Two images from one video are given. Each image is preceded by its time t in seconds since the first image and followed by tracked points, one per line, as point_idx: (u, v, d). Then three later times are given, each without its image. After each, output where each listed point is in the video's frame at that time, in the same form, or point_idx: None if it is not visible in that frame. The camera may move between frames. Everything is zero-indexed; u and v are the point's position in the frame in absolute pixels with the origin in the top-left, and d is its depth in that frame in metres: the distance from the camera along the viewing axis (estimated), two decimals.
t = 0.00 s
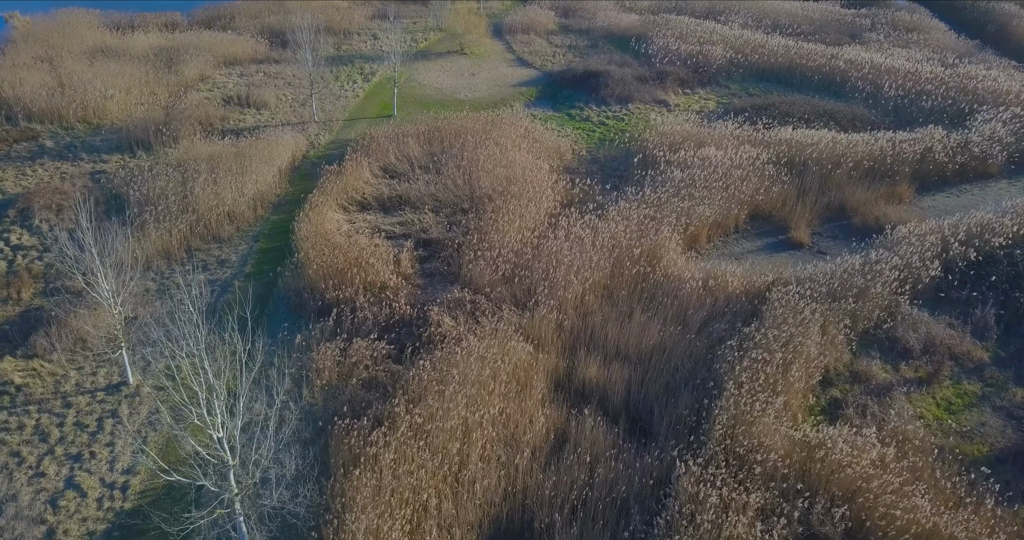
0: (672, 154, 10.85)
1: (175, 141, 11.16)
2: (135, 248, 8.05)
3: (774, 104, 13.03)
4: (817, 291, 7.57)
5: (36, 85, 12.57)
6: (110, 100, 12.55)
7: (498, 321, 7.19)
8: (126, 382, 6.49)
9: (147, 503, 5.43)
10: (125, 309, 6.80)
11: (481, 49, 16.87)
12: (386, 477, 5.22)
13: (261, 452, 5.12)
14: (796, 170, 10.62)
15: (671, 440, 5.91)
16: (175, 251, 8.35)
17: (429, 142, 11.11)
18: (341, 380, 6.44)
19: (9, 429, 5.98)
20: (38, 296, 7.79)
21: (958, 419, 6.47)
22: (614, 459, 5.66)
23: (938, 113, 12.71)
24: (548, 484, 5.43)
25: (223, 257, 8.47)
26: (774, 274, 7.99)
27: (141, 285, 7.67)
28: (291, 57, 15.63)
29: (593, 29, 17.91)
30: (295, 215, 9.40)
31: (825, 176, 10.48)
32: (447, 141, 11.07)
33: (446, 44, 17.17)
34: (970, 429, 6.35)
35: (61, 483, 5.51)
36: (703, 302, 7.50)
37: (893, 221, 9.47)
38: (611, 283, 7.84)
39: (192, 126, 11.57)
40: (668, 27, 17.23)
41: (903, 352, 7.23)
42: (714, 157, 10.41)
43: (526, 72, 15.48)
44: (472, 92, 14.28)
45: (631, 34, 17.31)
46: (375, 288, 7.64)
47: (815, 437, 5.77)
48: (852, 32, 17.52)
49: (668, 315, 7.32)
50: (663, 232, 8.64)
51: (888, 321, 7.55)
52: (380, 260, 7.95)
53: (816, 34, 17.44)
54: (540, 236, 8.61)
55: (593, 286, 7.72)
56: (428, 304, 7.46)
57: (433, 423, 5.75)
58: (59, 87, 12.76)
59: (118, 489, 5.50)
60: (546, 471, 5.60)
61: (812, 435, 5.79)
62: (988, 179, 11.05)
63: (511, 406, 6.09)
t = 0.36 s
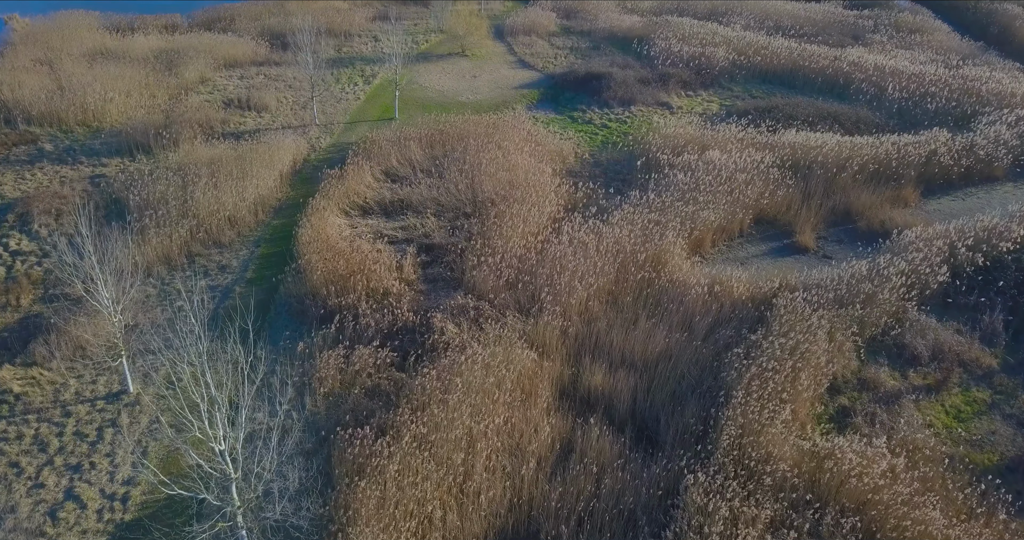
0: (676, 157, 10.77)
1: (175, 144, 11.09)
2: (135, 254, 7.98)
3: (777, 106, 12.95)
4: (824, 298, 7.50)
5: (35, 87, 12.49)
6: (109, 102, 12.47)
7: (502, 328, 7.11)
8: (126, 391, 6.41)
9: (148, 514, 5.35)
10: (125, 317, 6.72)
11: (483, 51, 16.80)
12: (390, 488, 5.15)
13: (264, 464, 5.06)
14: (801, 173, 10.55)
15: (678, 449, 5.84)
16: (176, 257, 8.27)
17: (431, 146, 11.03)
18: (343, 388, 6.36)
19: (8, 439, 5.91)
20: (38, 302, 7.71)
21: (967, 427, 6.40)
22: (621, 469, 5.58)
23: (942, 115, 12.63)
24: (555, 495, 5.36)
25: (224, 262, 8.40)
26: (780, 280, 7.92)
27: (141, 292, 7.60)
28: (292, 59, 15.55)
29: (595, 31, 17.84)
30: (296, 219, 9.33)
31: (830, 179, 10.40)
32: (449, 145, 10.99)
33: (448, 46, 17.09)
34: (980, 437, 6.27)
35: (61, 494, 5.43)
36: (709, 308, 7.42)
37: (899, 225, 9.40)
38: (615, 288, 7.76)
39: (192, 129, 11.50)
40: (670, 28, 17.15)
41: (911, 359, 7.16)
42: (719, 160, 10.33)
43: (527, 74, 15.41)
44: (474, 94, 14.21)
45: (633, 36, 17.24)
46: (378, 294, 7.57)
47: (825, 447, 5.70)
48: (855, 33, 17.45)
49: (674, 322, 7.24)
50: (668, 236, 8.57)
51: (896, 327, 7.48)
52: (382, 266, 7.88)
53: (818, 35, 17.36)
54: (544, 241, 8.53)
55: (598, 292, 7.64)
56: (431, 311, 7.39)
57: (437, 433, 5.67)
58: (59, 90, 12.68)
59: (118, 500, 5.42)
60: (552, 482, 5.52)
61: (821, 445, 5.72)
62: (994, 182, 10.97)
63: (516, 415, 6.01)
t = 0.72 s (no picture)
0: (679, 157, 10.74)
1: (177, 145, 11.06)
2: (137, 256, 7.95)
3: (780, 106, 12.92)
4: (829, 299, 7.47)
5: (36, 88, 12.46)
6: (111, 103, 12.45)
7: (506, 330, 7.09)
8: (129, 394, 6.38)
9: (152, 518, 5.33)
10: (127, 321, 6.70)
11: (484, 51, 16.77)
12: (395, 493, 5.12)
13: (269, 468, 5.04)
14: (804, 173, 10.52)
15: (684, 452, 5.81)
16: (178, 259, 8.24)
17: (433, 147, 11.01)
18: (347, 391, 6.34)
19: (11, 443, 5.89)
20: (40, 305, 7.68)
21: (974, 429, 6.37)
22: (627, 472, 5.56)
23: (945, 115, 12.59)
24: (561, 498, 5.33)
25: (227, 264, 8.38)
26: (785, 282, 7.89)
27: (144, 295, 7.58)
28: (293, 59, 15.52)
29: (596, 30, 17.81)
30: (299, 221, 9.30)
31: (833, 179, 10.37)
32: (451, 145, 10.97)
33: (449, 46, 17.06)
34: (987, 439, 6.25)
35: (64, 498, 5.41)
36: (713, 309, 7.40)
37: (903, 226, 9.37)
38: (619, 290, 7.73)
39: (193, 130, 11.47)
40: (671, 28, 17.12)
41: (917, 361, 7.13)
42: (722, 160, 10.30)
43: (529, 74, 15.38)
44: (476, 94, 14.18)
45: (635, 36, 17.21)
46: (381, 296, 7.54)
47: (831, 450, 5.68)
48: (857, 33, 17.41)
49: (678, 324, 7.22)
50: (672, 237, 8.54)
51: (901, 329, 7.46)
52: (385, 268, 7.85)
53: (820, 35, 17.33)
54: (547, 242, 8.51)
55: (602, 293, 7.62)
56: (435, 313, 7.36)
57: (442, 436, 5.65)
58: (60, 90, 12.64)
59: (121, 505, 5.39)
60: (557, 485, 5.49)
61: (827, 448, 5.70)
62: (997, 182, 10.94)
63: (521, 419, 5.98)
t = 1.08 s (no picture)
0: (681, 157, 10.74)
1: (179, 145, 11.07)
2: (140, 257, 7.95)
3: (782, 106, 12.92)
4: (832, 299, 7.47)
5: (37, 88, 12.45)
6: (113, 103, 12.45)
7: (509, 330, 7.09)
8: (134, 395, 6.38)
9: (156, 519, 5.33)
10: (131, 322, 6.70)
11: (485, 51, 16.77)
12: (400, 493, 5.12)
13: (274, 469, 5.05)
14: (806, 173, 10.51)
15: (688, 452, 5.81)
16: (181, 259, 8.25)
17: (435, 146, 11.00)
18: (351, 391, 6.34)
19: (16, 444, 5.89)
20: (43, 306, 7.68)
21: (977, 429, 6.38)
22: (631, 473, 5.56)
23: (947, 115, 12.58)
24: (565, 498, 5.33)
25: (229, 265, 8.38)
26: (788, 282, 7.89)
27: (147, 295, 7.59)
28: (294, 59, 15.52)
29: (598, 30, 17.79)
30: (302, 221, 9.31)
31: (836, 179, 10.36)
32: (453, 145, 10.97)
33: (450, 45, 17.06)
34: (990, 439, 6.25)
35: (69, 499, 5.41)
36: (716, 309, 7.40)
37: (905, 226, 9.38)
38: (622, 290, 7.73)
39: (195, 130, 11.47)
40: (673, 27, 17.11)
41: (920, 361, 7.13)
42: (724, 160, 10.29)
43: (530, 73, 15.38)
44: (477, 94, 14.18)
45: (636, 35, 17.20)
46: (384, 296, 7.54)
47: (835, 450, 5.68)
48: (858, 32, 17.40)
49: (681, 324, 7.22)
50: (675, 237, 8.54)
51: (904, 329, 7.46)
52: (388, 268, 7.85)
53: (822, 34, 17.32)
54: (550, 243, 8.51)
55: (605, 294, 7.62)
56: (438, 313, 7.36)
57: (446, 437, 5.65)
58: (61, 91, 12.64)
59: (126, 506, 5.39)
60: (561, 486, 5.49)
61: (831, 448, 5.70)
62: (1000, 181, 10.94)
63: (525, 419, 5.99)
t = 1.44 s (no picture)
0: (683, 157, 10.74)
1: (180, 146, 11.07)
2: (144, 258, 7.96)
3: (783, 106, 12.92)
4: (836, 300, 7.46)
5: (39, 89, 12.45)
6: (114, 104, 12.45)
7: (512, 331, 7.09)
8: (138, 396, 6.39)
9: (161, 520, 5.34)
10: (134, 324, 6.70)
11: (487, 51, 16.78)
12: (405, 494, 5.12)
13: (279, 471, 5.06)
14: (808, 173, 10.51)
15: (693, 453, 5.81)
16: (184, 260, 8.25)
17: (437, 147, 11.01)
18: (354, 392, 6.35)
19: (20, 445, 5.89)
20: (46, 307, 7.68)
21: (981, 429, 6.38)
22: (636, 474, 5.56)
23: (949, 115, 12.58)
24: (570, 499, 5.33)
25: (232, 266, 8.39)
26: (791, 282, 7.89)
27: (151, 297, 7.60)
28: (295, 59, 15.52)
29: (599, 29, 17.80)
30: (304, 222, 9.31)
31: (838, 179, 10.37)
32: (455, 146, 10.97)
33: (451, 45, 17.06)
34: (994, 440, 6.25)
35: (73, 500, 5.42)
36: (720, 310, 7.40)
37: (908, 226, 9.38)
38: (625, 291, 7.74)
39: (197, 131, 11.47)
40: (674, 27, 17.10)
41: (923, 361, 7.13)
42: (726, 160, 10.29)
43: (532, 74, 15.38)
44: (479, 94, 14.19)
45: (637, 34, 17.19)
46: (387, 297, 7.54)
47: (839, 451, 5.68)
48: (859, 32, 17.39)
49: (684, 324, 7.21)
50: (677, 238, 8.54)
51: (907, 330, 7.46)
52: (391, 269, 7.85)
53: (823, 33, 17.32)
54: (552, 243, 8.51)
55: (608, 295, 7.62)
56: (441, 314, 7.36)
57: (450, 438, 5.65)
58: (63, 92, 12.65)
59: (131, 507, 5.40)
60: (566, 487, 5.49)
61: (836, 449, 5.70)
62: (1002, 181, 10.94)
63: (529, 420, 5.99)
